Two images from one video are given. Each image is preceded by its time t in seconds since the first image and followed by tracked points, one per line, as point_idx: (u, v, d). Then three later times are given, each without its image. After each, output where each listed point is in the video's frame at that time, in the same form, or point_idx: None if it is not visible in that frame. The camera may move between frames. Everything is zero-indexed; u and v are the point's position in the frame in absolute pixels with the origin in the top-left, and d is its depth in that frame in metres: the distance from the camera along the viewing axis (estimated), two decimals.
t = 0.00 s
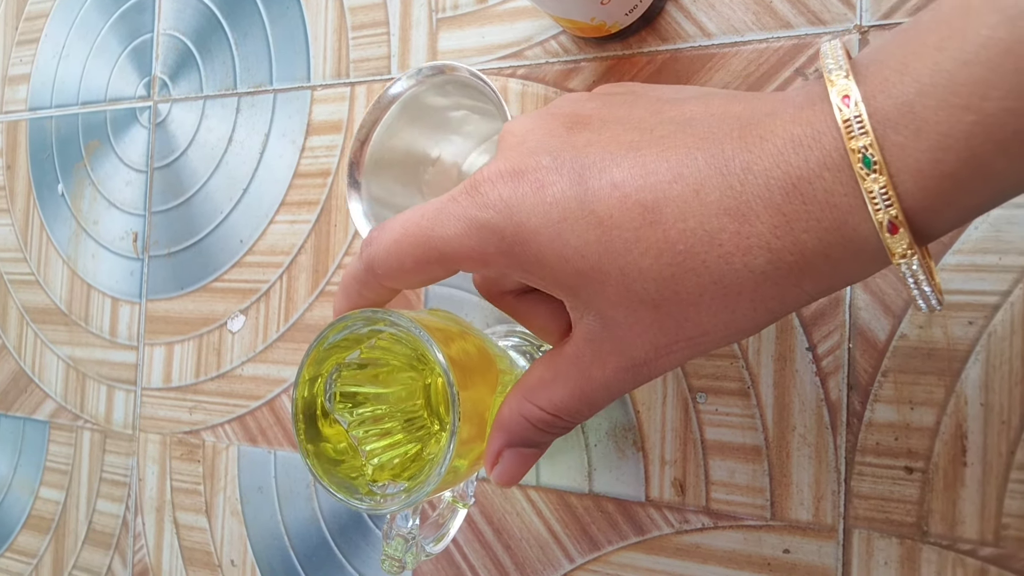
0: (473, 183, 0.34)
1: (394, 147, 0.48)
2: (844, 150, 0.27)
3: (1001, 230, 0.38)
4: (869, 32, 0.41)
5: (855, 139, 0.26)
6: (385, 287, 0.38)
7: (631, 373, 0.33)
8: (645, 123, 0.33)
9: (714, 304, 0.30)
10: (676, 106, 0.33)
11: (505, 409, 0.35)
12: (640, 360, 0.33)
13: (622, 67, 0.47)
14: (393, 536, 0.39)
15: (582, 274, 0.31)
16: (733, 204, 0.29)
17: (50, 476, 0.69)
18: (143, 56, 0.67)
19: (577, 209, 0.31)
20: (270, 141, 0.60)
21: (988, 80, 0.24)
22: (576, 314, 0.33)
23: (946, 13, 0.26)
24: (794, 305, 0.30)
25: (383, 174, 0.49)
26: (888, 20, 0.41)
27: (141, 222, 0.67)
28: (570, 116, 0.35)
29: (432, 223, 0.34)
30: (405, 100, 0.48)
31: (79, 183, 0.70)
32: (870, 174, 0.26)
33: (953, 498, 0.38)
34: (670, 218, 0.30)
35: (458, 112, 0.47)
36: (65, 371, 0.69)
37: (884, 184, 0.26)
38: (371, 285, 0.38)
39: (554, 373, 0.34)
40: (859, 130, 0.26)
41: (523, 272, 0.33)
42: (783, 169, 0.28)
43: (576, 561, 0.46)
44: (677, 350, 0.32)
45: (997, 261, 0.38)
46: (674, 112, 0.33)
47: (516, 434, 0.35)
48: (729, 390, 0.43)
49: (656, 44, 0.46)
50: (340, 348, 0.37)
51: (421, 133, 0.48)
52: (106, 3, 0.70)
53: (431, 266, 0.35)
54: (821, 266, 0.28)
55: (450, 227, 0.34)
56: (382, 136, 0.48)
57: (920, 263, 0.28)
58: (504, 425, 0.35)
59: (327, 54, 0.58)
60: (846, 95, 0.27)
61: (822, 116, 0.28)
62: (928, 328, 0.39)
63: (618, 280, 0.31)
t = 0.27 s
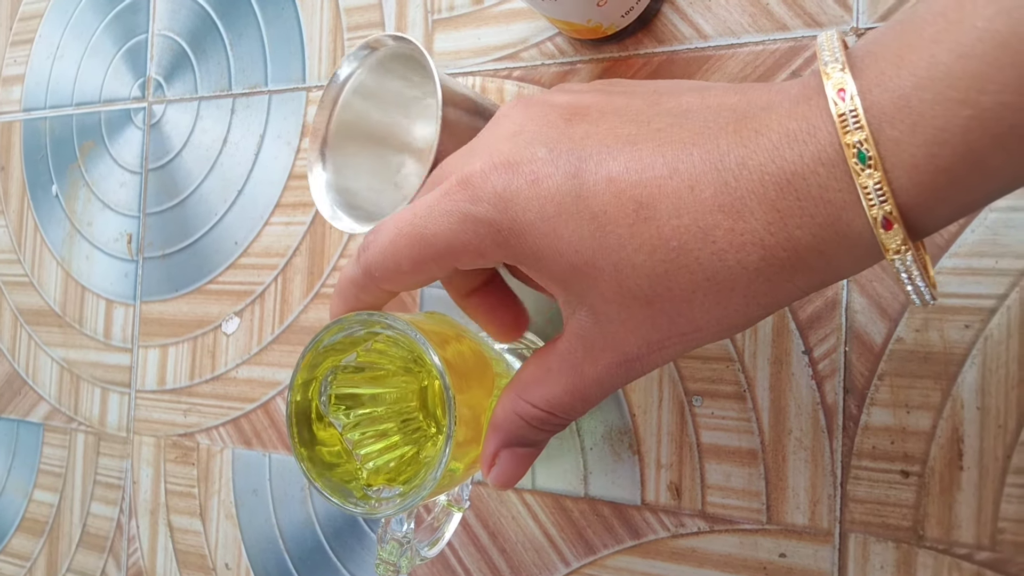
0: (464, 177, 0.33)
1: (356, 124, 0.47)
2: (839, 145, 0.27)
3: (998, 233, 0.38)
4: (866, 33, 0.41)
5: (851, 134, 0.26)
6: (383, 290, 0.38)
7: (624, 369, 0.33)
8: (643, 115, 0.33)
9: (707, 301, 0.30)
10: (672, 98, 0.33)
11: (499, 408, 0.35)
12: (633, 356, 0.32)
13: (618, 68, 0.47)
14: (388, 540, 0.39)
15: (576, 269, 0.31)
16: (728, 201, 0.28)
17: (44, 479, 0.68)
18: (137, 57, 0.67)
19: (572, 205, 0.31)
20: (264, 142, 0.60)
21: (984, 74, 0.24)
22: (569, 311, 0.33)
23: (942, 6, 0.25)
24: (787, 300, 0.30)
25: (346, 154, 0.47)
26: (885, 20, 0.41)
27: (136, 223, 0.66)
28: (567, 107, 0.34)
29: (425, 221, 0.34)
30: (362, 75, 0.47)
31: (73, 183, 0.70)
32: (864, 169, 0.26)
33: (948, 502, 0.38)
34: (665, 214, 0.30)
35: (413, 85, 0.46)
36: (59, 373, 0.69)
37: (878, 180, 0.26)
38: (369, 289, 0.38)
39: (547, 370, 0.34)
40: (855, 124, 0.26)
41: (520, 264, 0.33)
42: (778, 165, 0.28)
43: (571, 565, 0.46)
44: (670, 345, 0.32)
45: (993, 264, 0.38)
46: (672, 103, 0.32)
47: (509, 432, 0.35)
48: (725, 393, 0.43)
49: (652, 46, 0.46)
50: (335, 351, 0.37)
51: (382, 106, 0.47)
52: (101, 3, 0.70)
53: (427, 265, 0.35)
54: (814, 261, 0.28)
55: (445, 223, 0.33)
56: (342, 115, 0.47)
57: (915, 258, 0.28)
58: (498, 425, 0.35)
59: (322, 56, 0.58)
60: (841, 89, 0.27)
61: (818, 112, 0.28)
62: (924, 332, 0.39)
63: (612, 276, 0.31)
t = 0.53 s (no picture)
0: (465, 177, 0.33)
1: (348, 112, 0.46)
2: (840, 144, 0.27)
3: (997, 233, 0.38)
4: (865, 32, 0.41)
5: (851, 133, 0.26)
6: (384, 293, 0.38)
7: (622, 368, 0.33)
8: (643, 114, 0.32)
9: (706, 300, 0.30)
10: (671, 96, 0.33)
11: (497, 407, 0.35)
12: (632, 355, 0.32)
13: (616, 68, 0.47)
14: (387, 541, 0.39)
15: (575, 269, 0.31)
16: (727, 199, 0.28)
17: (40, 479, 0.68)
18: (134, 56, 0.67)
19: (572, 205, 0.31)
20: (262, 141, 0.60)
21: (985, 73, 0.24)
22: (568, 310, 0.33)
23: (942, 5, 0.25)
24: (786, 300, 0.30)
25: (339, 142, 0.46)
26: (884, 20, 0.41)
27: (133, 223, 0.66)
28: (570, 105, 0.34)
29: (425, 221, 0.34)
30: (352, 62, 0.46)
31: (70, 183, 0.69)
32: (865, 168, 0.26)
33: (947, 501, 0.38)
34: (664, 214, 0.30)
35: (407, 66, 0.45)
36: (56, 373, 0.69)
37: (879, 178, 0.26)
38: (371, 291, 0.38)
39: (545, 370, 0.34)
40: (855, 123, 0.26)
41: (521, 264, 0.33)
42: (777, 164, 0.28)
43: (569, 564, 0.46)
44: (669, 344, 0.32)
45: (992, 264, 0.38)
46: (672, 101, 0.32)
47: (508, 431, 0.34)
48: (723, 393, 0.43)
49: (650, 45, 0.46)
50: (332, 351, 0.37)
51: (373, 93, 0.46)
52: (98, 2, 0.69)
53: (427, 265, 0.35)
54: (813, 261, 0.28)
55: (445, 224, 0.33)
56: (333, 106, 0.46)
57: (915, 256, 0.28)
58: (496, 423, 0.35)
59: (320, 55, 0.57)
60: (841, 88, 0.27)
61: (819, 111, 0.28)
62: (923, 332, 0.39)
63: (612, 276, 0.31)
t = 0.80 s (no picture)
0: (462, 180, 0.33)
1: (358, 119, 0.48)
2: (833, 141, 0.27)
3: (996, 231, 0.38)
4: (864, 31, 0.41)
5: (845, 129, 0.26)
6: (373, 282, 0.38)
7: (624, 370, 0.32)
8: (638, 118, 0.32)
9: (707, 300, 0.30)
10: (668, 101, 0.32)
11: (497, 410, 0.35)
12: (633, 356, 0.32)
13: (616, 66, 0.47)
14: (384, 539, 0.39)
15: (575, 270, 0.31)
16: (725, 197, 0.29)
17: (38, 478, 0.68)
18: (132, 54, 0.67)
19: (570, 206, 0.31)
20: (261, 140, 0.60)
21: (976, 70, 0.24)
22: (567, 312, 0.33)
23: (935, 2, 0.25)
24: (786, 300, 0.30)
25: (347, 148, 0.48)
26: (882, 19, 0.41)
27: (131, 221, 0.66)
28: (563, 113, 0.34)
29: (422, 221, 0.34)
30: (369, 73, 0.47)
31: (68, 181, 0.69)
32: (859, 164, 0.26)
33: (946, 500, 0.38)
34: (663, 211, 0.30)
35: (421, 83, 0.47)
36: (53, 372, 0.68)
37: (873, 174, 0.26)
38: (360, 280, 0.38)
39: (546, 372, 0.33)
40: (849, 119, 0.26)
41: (515, 269, 0.33)
42: (773, 161, 0.28)
43: (568, 563, 0.46)
44: (670, 345, 0.32)
45: (991, 263, 0.38)
46: (667, 106, 0.32)
47: (508, 432, 0.34)
48: (723, 391, 0.43)
49: (650, 43, 0.46)
50: (331, 350, 0.36)
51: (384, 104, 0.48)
52: None
53: (421, 263, 0.34)
54: (811, 259, 0.28)
55: (441, 224, 0.33)
56: (349, 96, 0.48)
57: (910, 253, 0.28)
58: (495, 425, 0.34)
59: (318, 53, 0.57)
60: (835, 85, 0.27)
61: (813, 111, 0.28)
62: (922, 330, 0.39)
63: (612, 276, 0.31)
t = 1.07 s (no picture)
0: (461, 175, 0.33)
1: (356, 126, 0.48)
2: (831, 141, 0.27)
3: (996, 231, 0.38)
4: (863, 31, 0.41)
5: (843, 129, 0.26)
6: (372, 277, 0.38)
7: (619, 368, 0.33)
8: (637, 117, 0.32)
9: (702, 298, 0.30)
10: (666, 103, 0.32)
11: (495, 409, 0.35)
12: (628, 355, 0.32)
13: (615, 66, 0.47)
14: (381, 539, 0.39)
15: (572, 265, 0.31)
16: (723, 196, 0.28)
17: (36, 477, 0.68)
18: (131, 53, 0.67)
19: (569, 202, 0.31)
20: (260, 139, 0.59)
21: (972, 70, 0.24)
22: (565, 309, 0.33)
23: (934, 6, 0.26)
24: (784, 301, 0.30)
25: (347, 155, 0.48)
26: (881, 18, 0.41)
27: (129, 220, 0.66)
28: (561, 111, 0.34)
29: (420, 213, 0.34)
30: (365, 79, 0.47)
31: (66, 180, 0.69)
32: (857, 164, 0.26)
33: (945, 500, 0.38)
34: (662, 208, 0.29)
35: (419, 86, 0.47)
36: (52, 371, 0.68)
37: (871, 174, 0.26)
38: (359, 275, 0.38)
39: (542, 371, 0.34)
40: (847, 120, 0.26)
41: (511, 265, 0.33)
42: (772, 161, 0.28)
43: (567, 563, 0.46)
44: (666, 343, 0.32)
45: (991, 262, 0.38)
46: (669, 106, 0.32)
47: (505, 430, 0.34)
48: (722, 391, 0.43)
49: (650, 43, 0.46)
50: (330, 349, 0.36)
51: (383, 109, 0.48)
52: None
53: (419, 258, 0.35)
54: (808, 260, 0.28)
55: (440, 219, 0.33)
56: (345, 107, 0.47)
57: (907, 254, 0.28)
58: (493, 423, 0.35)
59: (318, 52, 0.57)
60: (833, 85, 0.27)
61: (810, 112, 0.28)
62: (921, 330, 0.39)
63: (609, 272, 0.31)
